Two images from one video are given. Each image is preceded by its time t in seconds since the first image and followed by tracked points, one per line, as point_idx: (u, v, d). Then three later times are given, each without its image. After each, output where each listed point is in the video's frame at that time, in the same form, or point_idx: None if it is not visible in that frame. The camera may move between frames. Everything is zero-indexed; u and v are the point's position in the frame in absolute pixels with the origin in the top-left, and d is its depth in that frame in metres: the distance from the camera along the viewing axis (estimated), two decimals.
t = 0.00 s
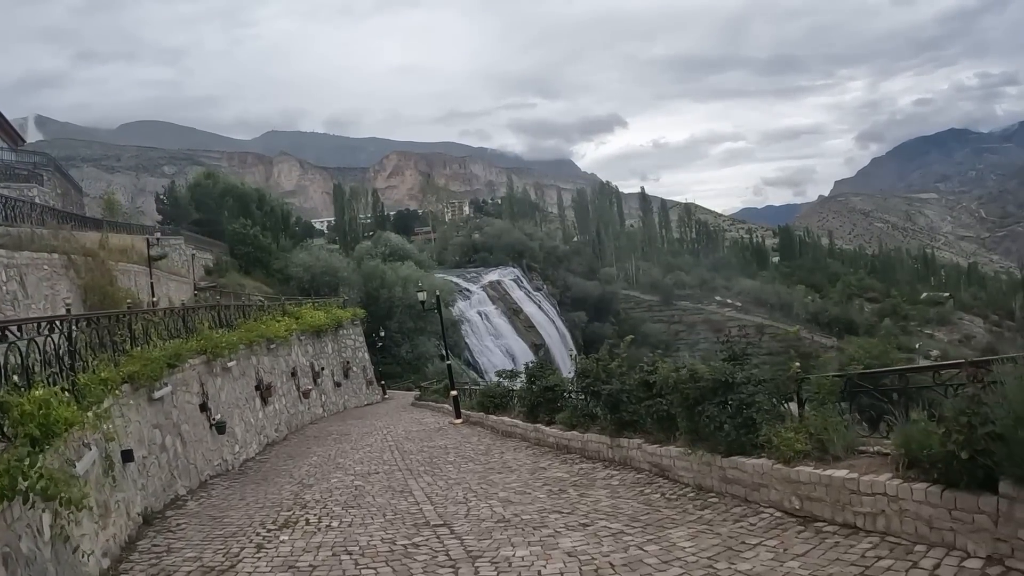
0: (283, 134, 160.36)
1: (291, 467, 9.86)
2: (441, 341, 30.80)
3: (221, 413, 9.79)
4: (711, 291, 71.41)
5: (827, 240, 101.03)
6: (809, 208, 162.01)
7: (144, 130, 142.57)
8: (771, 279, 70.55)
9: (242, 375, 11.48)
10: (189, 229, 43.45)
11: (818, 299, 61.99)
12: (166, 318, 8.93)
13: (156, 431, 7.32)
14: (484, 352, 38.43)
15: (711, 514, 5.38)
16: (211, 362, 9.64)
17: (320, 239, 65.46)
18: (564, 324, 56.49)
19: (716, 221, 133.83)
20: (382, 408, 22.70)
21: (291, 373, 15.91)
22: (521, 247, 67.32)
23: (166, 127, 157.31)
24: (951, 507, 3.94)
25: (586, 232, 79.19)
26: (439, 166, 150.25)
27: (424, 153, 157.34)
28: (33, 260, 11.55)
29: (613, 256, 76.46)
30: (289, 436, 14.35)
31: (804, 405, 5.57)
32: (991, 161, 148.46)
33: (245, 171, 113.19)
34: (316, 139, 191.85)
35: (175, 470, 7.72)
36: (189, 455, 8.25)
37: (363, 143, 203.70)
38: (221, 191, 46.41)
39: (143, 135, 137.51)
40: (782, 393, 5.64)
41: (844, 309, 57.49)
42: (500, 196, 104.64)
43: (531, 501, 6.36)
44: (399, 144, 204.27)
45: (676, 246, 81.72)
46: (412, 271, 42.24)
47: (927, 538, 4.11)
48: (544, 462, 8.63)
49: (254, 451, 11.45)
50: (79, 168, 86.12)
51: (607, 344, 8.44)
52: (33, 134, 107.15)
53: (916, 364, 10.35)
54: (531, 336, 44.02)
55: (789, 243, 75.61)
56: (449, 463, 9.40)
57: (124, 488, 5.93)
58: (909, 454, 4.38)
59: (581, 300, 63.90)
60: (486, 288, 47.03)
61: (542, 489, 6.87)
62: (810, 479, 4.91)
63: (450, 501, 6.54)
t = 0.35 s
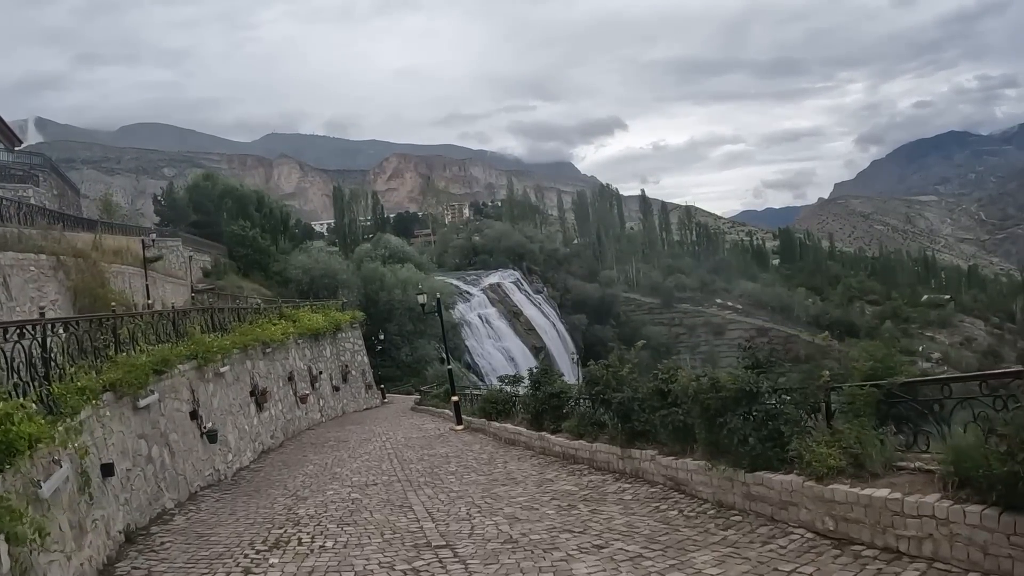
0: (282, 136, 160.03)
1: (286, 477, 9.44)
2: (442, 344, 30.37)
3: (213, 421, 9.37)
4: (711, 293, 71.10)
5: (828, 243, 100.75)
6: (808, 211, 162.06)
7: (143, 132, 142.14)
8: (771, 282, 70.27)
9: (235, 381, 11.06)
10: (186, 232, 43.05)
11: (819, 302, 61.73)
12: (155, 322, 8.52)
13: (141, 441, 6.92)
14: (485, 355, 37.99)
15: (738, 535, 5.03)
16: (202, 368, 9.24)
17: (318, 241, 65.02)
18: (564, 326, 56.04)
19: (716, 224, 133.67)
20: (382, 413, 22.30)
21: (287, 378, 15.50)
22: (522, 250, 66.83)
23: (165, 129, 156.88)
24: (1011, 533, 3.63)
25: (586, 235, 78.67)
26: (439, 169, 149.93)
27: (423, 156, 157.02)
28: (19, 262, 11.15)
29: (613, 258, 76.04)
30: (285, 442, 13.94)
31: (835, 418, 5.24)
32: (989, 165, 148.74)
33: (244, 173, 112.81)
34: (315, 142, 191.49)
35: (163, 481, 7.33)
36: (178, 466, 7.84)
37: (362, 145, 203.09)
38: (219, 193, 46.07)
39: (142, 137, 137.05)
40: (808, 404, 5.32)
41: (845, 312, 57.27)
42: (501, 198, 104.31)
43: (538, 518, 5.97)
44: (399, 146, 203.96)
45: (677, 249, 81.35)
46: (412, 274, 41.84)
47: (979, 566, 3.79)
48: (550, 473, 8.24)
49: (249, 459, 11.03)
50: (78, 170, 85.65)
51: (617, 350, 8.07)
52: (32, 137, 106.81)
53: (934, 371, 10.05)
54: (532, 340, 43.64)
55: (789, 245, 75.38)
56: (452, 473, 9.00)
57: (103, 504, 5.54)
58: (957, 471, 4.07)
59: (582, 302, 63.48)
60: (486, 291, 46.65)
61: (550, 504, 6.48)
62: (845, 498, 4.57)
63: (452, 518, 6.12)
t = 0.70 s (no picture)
0: (281, 137, 159.50)
1: (284, 485, 9.01)
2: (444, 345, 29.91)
3: (206, 427, 8.93)
4: (712, 294, 70.72)
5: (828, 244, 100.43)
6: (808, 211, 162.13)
7: (142, 133, 141.61)
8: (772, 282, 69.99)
9: (231, 385, 10.62)
10: (185, 232, 42.67)
11: (820, 303, 61.41)
12: (146, 322, 8.11)
13: (129, 450, 6.50)
14: (485, 357, 37.53)
15: (778, 553, 4.67)
16: (196, 372, 8.81)
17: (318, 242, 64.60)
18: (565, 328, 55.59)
19: (717, 224, 133.38)
20: (382, 416, 21.89)
21: (286, 380, 15.05)
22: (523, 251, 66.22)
23: (165, 130, 156.54)
24: None
25: (587, 236, 78.52)
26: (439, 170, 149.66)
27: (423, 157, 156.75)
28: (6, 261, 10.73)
29: (614, 258, 75.65)
30: (284, 448, 13.50)
31: (879, 427, 4.91)
32: (987, 167, 149.07)
33: (245, 174, 112.42)
34: (314, 143, 191.06)
35: (153, 492, 6.90)
36: (169, 475, 7.42)
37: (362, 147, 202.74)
38: (218, 193, 45.68)
39: (142, 138, 136.53)
40: (850, 412, 5.02)
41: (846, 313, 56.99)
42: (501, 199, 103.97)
43: (555, 534, 5.54)
44: (399, 147, 203.62)
45: (678, 249, 80.95)
46: (413, 274, 41.44)
47: None
48: (562, 482, 7.84)
49: (245, 465, 10.58)
50: (79, 171, 85.21)
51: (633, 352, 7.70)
52: (32, 137, 106.44)
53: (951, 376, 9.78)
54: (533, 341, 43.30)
55: (790, 246, 75.12)
56: (458, 481, 8.57)
57: (82, 521, 5.12)
58: None
59: (583, 303, 63.10)
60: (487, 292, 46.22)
61: (566, 518, 6.07)
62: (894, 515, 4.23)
63: (461, 534, 5.70)
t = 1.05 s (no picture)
0: (280, 138, 159.15)
1: (279, 498, 8.58)
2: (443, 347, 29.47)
3: (198, 437, 8.52)
4: (712, 296, 70.41)
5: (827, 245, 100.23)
6: (806, 212, 162.33)
7: (141, 135, 141.17)
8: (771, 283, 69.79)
9: (225, 391, 10.23)
10: (182, 233, 42.32)
11: (819, 304, 61.25)
12: (135, 327, 7.74)
13: (113, 464, 6.11)
14: (484, 360, 37.07)
15: None
16: (187, 379, 8.42)
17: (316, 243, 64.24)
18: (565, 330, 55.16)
19: (716, 225, 133.21)
20: (381, 420, 21.50)
21: (283, 385, 14.66)
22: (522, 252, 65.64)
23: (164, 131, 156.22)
24: None
25: (586, 237, 78.36)
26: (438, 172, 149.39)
27: (422, 159, 156.49)
28: None
29: (613, 260, 75.31)
30: (281, 455, 13.13)
31: (922, 439, 4.61)
32: (984, 168, 149.53)
33: (243, 175, 112.04)
34: (313, 144, 190.57)
35: (139, 508, 6.50)
36: (157, 489, 7.00)
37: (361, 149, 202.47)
38: (217, 194, 45.31)
39: (140, 139, 135.92)
40: (888, 424, 4.77)
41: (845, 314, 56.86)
42: (500, 201, 103.66)
43: (569, 556, 5.17)
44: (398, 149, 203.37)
45: (677, 251, 80.63)
46: (412, 276, 41.04)
47: None
48: (572, 495, 7.51)
49: (239, 476, 10.15)
50: (77, 173, 84.78)
51: (647, 359, 7.36)
52: (31, 139, 106.14)
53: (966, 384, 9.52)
54: (533, 344, 42.99)
55: (789, 247, 74.98)
56: (462, 493, 8.20)
57: (58, 548, 4.75)
58: None
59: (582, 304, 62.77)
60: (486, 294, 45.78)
61: (580, 538, 5.71)
62: (944, 540, 3.91)
63: (469, 556, 5.33)
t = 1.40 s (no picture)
0: (280, 138, 158.69)
1: (275, 503, 8.26)
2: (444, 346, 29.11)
3: (189, 439, 8.16)
4: (713, 296, 70.06)
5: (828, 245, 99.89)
6: (806, 213, 162.11)
7: (140, 135, 140.71)
8: (772, 283, 69.53)
9: (219, 391, 9.86)
10: (181, 232, 42.02)
11: (820, 303, 61.03)
12: (122, 324, 7.39)
13: (95, 468, 5.76)
14: (485, 360, 36.68)
15: None
16: (177, 378, 8.06)
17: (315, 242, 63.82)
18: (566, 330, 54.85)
19: (716, 226, 132.86)
20: (381, 420, 21.16)
21: (280, 385, 14.31)
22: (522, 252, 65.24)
23: (164, 131, 155.81)
24: None
25: (587, 236, 78.00)
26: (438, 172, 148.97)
27: (422, 159, 156.09)
28: None
29: (613, 259, 74.97)
30: (277, 457, 12.76)
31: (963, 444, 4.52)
32: (984, 169, 149.51)
33: (243, 175, 111.63)
34: (312, 144, 190.06)
35: (123, 515, 6.13)
36: (144, 494, 6.64)
37: (361, 149, 201.96)
38: (216, 193, 44.97)
39: (139, 139, 135.58)
40: (926, 426, 4.69)
41: (846, 314, 56.62)
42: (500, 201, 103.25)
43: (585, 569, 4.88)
44: (398, 149, 202.90)
45: (678, 250, 80.28)
46: (412, 275, 40.70)
47: None
48: (582, 500, 7.24)
49: (233, 478, 9.81)
50: (76, 172, 84.41)
51: (661, 359, 7.11)
52: (30, 138, 105.77)
53: (983, 386, 9.29)
54: (534, 343, 42.65)
55: (790, 247, 74.68)
56: (465, 498, 7.86)
57: (27, 560, 4.38)
58: None
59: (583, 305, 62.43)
60: (487, 293, 45.38)
61: (594, 548, 5.42)
62: (997, 551, 3.80)
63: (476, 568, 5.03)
